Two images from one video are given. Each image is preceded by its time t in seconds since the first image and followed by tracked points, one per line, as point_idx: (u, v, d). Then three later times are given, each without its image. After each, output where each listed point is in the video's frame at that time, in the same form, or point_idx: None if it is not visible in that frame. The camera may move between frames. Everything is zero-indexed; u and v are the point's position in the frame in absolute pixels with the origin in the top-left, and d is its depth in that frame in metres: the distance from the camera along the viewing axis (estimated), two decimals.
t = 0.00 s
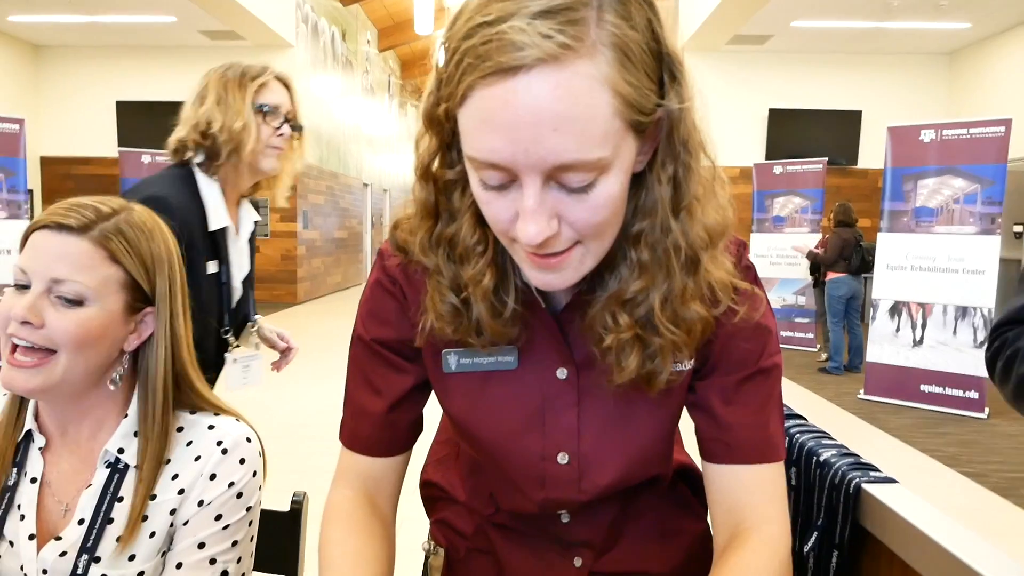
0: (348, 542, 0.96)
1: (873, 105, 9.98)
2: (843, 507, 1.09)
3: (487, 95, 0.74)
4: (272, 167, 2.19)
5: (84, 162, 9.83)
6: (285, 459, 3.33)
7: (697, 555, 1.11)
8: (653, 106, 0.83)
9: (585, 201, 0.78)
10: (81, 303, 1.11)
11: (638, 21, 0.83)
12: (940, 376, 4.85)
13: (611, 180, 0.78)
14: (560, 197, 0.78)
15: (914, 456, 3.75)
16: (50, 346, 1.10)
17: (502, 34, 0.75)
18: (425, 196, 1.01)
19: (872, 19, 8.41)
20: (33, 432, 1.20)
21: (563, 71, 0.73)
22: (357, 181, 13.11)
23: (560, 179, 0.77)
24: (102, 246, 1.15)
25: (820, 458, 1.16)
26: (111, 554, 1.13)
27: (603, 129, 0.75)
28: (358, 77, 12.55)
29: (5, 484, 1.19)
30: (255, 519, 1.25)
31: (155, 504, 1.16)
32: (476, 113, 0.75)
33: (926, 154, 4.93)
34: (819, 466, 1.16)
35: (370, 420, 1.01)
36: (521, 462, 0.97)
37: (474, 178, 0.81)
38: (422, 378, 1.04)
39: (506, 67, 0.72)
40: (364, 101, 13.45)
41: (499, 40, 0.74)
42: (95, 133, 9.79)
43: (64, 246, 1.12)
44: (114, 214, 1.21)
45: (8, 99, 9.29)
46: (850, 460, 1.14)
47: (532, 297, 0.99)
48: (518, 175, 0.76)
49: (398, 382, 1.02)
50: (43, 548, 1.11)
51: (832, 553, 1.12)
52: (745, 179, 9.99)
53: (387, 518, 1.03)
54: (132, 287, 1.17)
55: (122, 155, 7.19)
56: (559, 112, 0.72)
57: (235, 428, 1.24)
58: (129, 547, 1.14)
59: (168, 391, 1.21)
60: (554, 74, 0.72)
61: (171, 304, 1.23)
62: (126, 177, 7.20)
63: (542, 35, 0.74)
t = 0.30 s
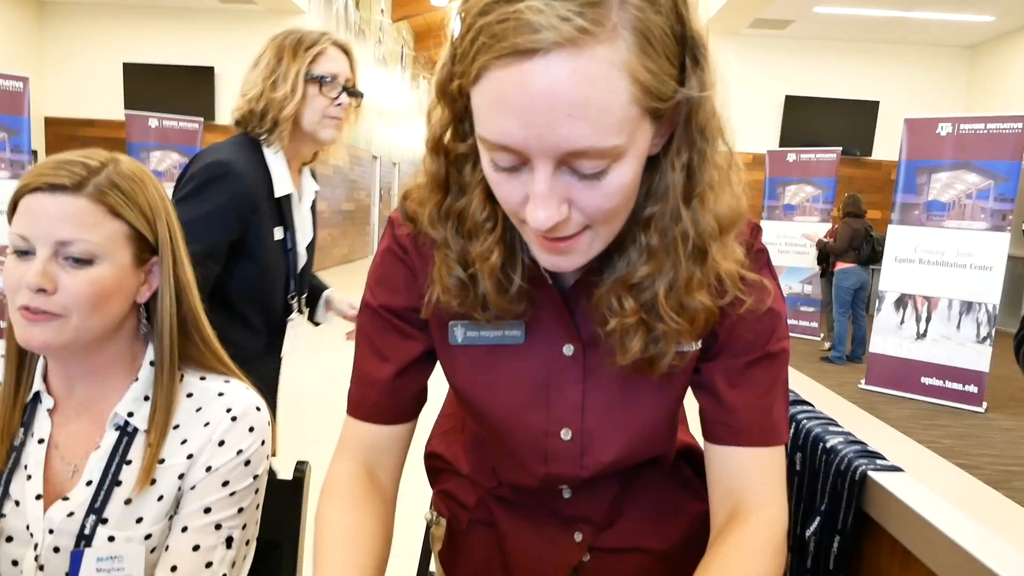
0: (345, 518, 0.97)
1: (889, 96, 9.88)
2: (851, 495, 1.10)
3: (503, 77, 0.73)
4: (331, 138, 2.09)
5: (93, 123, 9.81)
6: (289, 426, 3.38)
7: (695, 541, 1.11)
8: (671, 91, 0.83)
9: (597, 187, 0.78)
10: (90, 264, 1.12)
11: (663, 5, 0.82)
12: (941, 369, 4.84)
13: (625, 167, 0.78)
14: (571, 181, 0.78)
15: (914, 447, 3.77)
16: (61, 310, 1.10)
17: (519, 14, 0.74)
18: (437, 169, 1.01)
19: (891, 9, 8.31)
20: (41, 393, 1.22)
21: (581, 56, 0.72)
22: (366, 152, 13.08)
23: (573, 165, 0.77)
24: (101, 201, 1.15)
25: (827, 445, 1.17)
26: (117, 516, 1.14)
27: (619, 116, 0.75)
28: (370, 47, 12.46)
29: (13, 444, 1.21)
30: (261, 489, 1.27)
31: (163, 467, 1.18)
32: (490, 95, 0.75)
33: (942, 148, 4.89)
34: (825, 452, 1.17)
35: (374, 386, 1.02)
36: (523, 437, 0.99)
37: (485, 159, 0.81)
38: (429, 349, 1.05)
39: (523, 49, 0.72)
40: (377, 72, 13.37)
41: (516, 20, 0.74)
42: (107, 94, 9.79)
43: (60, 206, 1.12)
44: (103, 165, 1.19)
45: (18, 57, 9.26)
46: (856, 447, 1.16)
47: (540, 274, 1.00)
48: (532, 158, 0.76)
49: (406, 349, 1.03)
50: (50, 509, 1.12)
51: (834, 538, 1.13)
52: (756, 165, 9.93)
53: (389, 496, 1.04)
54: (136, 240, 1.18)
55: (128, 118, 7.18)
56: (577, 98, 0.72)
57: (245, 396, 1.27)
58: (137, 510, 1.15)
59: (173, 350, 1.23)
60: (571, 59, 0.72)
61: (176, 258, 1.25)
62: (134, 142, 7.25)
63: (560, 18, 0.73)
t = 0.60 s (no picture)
0: (325, 512, 1.00)
1: (871, 86, 9.95)
2: (821, 480, 1.14)
3: (466, 85, 0.76)
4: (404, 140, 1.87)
5: (73, 107, 9.67)
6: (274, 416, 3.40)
7: (672, 526, 1.16)
8: (634, 95, 0.85)
9: (562, 190, 0.82)
10: (69, 256, 1.14)
11: (625, 12, 0.85)
12: (919, 355, 4.95)
13: (589, 169, 0.82)
14: (536, 184, 0.81)
15: (894, 431, 3.83)
16: (46, 305, 1.12)
17: (480, 25, 0.77)
18: (413, 164, 1.03)
19: None
20: (12, 383, 1.24)
21: (541, 67, 0.75)
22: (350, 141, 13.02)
23: (538, 169, 0.80)
24: (73, 193, 1.16)
25: (800, 432, 1.21)
26: (89, 508, 1.17)
27: (580, 121, 0.78)
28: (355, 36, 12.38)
29: None
30: (238, 480, 1.30)
31: (138, 458, 1.20)
32: (456, 102, 0.78)
33: (918, 138, 4.95)
34: (798, 438, 1.21)
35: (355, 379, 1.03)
36: (501, 426, 1.03)
37: (455, 160, 0.84)
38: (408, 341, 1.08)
39: (484, 60, 0.75)
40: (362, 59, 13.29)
41: (477, 31, 0.77)
42: (88, 78, 9.67)
43: (33, 202, 1.13)
44: (71, 154, 1.20)
45: None
46: (827, 433, 1.20)
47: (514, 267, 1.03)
48: (499, 162, 0.79)
49: (386, 340, 1.06)
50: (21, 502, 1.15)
51: (807, 522, 1.17)
52: (740, 153, 9.97)
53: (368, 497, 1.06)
54: (111, 229, 1.20)
55: (110, 101, 7.20)
56: (537, 107, 0.75)
57: (223, 386, 1.29)
58: (109, 502, 1.18)
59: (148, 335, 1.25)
60: (533, 70, 0.75)
61: (150, 240, 1.26)
62: (115, 125, 7.20)
63: (519, 30, 0.76)
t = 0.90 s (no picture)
0: (308, 542, 0.97)
1: (840, 102, 10.13)
2: (799, 493, 1.13)
3: (447, 85, 0.76)
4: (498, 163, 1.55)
5: (46, 134, 9.59)
6: (254, 443, 3.33)
7: (651, 541, 1.14)
8: (609, 101, 0.85)
9: (540, 190, 0.81)
10: (44, 292, 1.11)
11: (598, 19, 0.85)
12: (896, 365, 4.97)
13: (566, 170, 0.81)
14: (514, 185, 0.80)
15: (875, 444, 3.85)
16: (26, 341, 1.10)
17: (461, 26, 0.77)
18: (389, 183, 1.02)
19: (840, 18, 8.56)
20: None
21: (521, 65, 0.75)
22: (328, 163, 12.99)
23: (515, 167, 0.79)
24: (38, 228, 1.12)
25: (776, 446, 1.20)
26: (65, 538, 1.11)
27: (560, 119, 0.78)
28: (331, 59, 12.40)
29: None
30: (217, 511, 1.24)
31: (115, 487, 1.15)
32: (438, 101, 0.77)
33: (888, 151, 5.04)
34: (774, 453, 1.20)
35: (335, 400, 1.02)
36: (480, 445, 1.00)
37: (434, 163, 0.83)
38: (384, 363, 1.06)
39: (465, 58, 0.75)
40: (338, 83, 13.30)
41: (459, 31, 0.76)
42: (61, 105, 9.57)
43: None
44: (30, 188, 1.15)
45: None
46: (803, 446, 1.19)
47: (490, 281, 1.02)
48: (477, 160, 0.78)
49: (360, 363, 1.03)
50: None
51: (786, 535, 1.16)
52: (715, 170, 10.09)
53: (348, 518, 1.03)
54: (79, 258, 1.16)
55: (84, 128, 7.12)
56: (517, 105, 0.75)
57: (200, 413, 1.24)
58: (86, 531, 1.13)
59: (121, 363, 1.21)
60: (512, 67, 0.74)
61: (118, 265, 1.21)
62: (89, 153, 7.13)
63: (501, 30, 0.76)
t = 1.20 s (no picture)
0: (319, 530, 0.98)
1: (827, 111, 10.22)
2: (790, 502, 1.09)
3: None
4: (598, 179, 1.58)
5: (33, 154, 9.55)
6: (246, 461, 3.29)
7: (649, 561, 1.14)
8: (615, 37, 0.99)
9: (558, 60, 0.90)
10: (30, 313, 1.07)
11: None
12: (887, 372, 4.98)
13: (580, 52, 0.91)
14: (536, 53, 0.89)
15: (869, 451, 3.85)
16: (16, 362, 1.06)
17: None
18: (380, 156, 1.03)
19: (824, 28, 8.64)
20: None
21: None
22: (317, 179, 12.98)
23: (537, 35, 0.90)
24: (21, 250, 1.06)
25: (767, 454, 1.16)
26: (57, 559, 1.07)
27: None
28: (319, 74, 12.41)
29: None
30: (209, 528, 1.20)
31: (107, 507, 1.11)
32: None
33: (875, 159, 5.08)
34: (765, 462, 1.16)
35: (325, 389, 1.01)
36: (474, 423, 0.96)
37: (454, 49, 0.91)
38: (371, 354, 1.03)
39: None
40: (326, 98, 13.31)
41: None
42: (49, 125, 9.53)
43: None
44: (11, 210, 1.08)
45: None
46: (794, 455, 1.14)
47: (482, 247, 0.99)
48: (499, 26, 0.90)
49: (350, 356, 1.01)
50: None
51: (779, 545, 1.12)
52: (703, 180, 10.14)
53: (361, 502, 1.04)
54: (65, 279, 1.11)
55: (73, 148, 7.10)
56: None
57: (192, 431, 1.19)
58: (78, 552, 1.09)
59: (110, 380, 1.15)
60: None
61: (105, 283, 1.16)
62: (79, 172, 7.10)
63: None
